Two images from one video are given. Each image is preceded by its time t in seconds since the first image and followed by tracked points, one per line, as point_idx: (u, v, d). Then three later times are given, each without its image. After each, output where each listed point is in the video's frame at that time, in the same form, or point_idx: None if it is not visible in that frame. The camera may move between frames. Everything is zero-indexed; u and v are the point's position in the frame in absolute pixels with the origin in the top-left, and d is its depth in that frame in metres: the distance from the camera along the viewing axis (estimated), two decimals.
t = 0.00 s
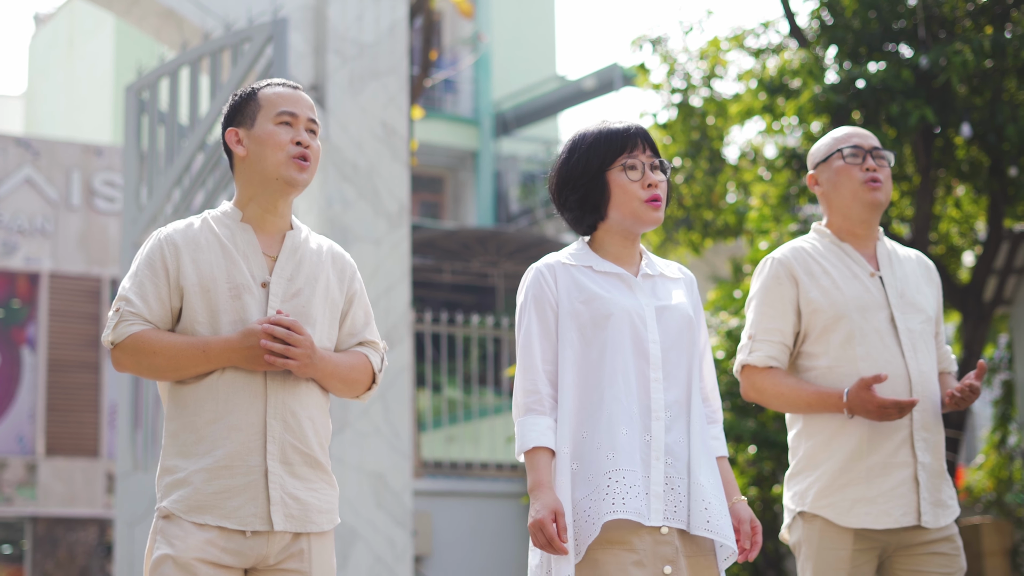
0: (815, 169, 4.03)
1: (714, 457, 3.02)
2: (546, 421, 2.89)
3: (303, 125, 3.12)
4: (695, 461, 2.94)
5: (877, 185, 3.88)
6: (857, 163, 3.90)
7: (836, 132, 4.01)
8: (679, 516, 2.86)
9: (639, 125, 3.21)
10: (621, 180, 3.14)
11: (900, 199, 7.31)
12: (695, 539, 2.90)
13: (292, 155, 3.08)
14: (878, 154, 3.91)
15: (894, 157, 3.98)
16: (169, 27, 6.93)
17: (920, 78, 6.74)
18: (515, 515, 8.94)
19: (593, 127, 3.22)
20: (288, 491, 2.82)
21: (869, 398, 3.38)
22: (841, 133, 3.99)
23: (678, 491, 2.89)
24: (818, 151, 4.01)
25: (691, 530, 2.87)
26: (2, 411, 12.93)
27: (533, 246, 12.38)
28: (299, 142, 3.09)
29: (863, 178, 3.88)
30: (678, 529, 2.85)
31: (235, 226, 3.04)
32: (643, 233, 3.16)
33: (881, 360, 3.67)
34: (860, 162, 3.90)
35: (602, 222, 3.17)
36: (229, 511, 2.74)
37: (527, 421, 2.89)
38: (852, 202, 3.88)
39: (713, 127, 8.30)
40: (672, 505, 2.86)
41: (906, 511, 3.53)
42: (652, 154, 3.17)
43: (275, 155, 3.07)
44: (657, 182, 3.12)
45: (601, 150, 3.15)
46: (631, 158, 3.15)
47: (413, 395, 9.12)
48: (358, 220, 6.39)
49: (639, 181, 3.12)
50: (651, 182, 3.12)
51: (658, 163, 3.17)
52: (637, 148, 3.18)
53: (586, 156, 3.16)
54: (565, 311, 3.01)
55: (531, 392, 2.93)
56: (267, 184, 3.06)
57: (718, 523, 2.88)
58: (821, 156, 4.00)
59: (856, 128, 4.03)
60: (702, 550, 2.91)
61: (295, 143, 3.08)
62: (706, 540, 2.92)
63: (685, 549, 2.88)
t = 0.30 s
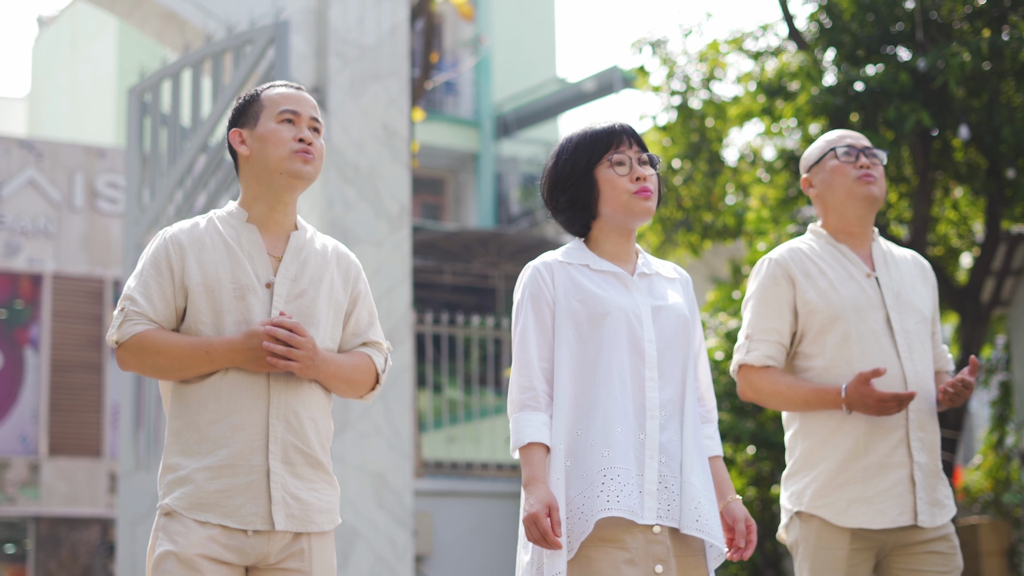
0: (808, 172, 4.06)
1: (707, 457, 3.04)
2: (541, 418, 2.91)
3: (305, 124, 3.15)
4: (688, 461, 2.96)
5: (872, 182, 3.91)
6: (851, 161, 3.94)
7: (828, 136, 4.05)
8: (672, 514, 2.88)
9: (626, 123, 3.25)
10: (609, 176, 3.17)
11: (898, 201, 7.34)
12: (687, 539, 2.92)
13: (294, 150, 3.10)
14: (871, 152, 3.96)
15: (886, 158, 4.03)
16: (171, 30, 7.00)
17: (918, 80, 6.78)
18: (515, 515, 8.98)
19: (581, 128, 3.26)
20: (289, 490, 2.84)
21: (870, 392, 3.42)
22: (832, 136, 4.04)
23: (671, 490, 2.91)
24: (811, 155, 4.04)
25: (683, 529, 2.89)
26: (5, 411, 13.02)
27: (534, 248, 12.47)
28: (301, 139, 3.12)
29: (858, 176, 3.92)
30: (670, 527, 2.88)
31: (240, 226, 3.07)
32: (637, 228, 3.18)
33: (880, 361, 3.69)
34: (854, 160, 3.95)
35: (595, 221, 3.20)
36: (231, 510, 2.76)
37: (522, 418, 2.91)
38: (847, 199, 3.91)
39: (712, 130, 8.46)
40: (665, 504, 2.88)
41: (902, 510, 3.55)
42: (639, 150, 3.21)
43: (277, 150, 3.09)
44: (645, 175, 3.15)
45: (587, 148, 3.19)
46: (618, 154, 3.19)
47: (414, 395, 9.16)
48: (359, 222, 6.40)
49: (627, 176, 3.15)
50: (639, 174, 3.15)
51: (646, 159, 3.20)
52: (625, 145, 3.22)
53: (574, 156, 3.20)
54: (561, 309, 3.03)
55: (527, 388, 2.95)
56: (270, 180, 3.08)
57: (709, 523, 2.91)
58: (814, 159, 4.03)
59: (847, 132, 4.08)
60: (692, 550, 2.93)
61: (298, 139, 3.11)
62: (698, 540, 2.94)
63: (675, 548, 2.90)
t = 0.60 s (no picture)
0: (804, 175, 4.08)
1: (706, 455, 3.06)
2: (541, 420, 2.93)
3: (310, 125, 3.17)
4: (688, 459, 2.98)
5: (869, 184, 3.94)
6: (848, 164, 3.97)
7: (822, 139, 4.08)
8: (674, 512, 2.90)
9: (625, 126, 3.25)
10: (601, 182, 3.20)
11: (896, 203, 7.36)
12: (689, 536, 2.95)
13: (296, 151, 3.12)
14: (867, 155, 3.99)
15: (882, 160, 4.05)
16: (173, 32, 7.02)
17: (916, 81, 6.81)
18: (515, 513, 9.01)
19: (581, 131, 3.28)
20: (292, 489, 2.86)
21: (869, 378, 3.52)
22: (827, 139, 4.06)
23: (673, 488, 2.93)
24: (807, 158, 4.07)
25: (685, 526, 2.92)
26: (9, 411, 13.02)
27: (534, 248, 12.49)
28: (305, 140, 3.14)
29: (855, 178, 3.94)
30: (672, 525, 2.90)
31: (243, 227, 3.09)
32: (631, 233, 3.19)
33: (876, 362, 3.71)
34: (851, 163, 3.97)
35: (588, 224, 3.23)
36: (235, 509, 2.79)
37: (522, 421, 2.93)
38: (845, 201, 3.93)
39: (711, 132, 8.46)
40: (667, 503, 2.90)
41: (898, 510, 3.58)
42: (635, 154, 3.21)
43: (280, 150, 3.11)
44: (636, 180, 3.16)
45: (581, 153, 3.22)
46: (613, 158, 3.20)
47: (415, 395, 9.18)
48: (360, 223, 6.42)
49: (617, 182, 3.17)
50: (629, 181, 3.16)
51: (643, 164, 3.21)
52: (623, 149, 3.22)
53: (569, 159, 3.24)
54: (559, 311, 3.05)
55: (526, 391, 2.98)
56: (272, 180, 3.10)
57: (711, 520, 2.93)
58: (810, 163, 4.05)
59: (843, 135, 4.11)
60: (695, 548, 2.95)
61: (301, 140, 3.13)
62: (699, 537, 2.96)
63: (677, 546, 2.92)
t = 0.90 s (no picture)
0: (801, 177, 4.10)
1: (705, 454, 3.08)
2: (539, 420, 2.96)
3: (309, 125, 3.20)
4: (686, 457, 3.00)
5: (866, 187, 3.96)
6: (846, 167, 3.99)
7: (820, 141, 4.10)
8: (672, 510, 2.92)
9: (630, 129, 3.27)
10: (606, 182, 3.22)
11: (893, 204, 7.42)
12: (687, 534, 2.97)
13: (293, 149, 3.15)
14: (864, 158, 4.01)
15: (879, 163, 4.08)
16: (175, 33, 7.04)
17: (912, 83, 6.84)
18: (515, 513, 9.03)
19: (585, 131, 3.30)
20: (295, 487, 2.89)
21: (869, 362, 3.59)
22: (824, 142, 4.09)
23: (671, 486, 2.95)
24: (803, 160, 4.09)
25: (683, 524, 2.94)
26: (12, 409, 13.02)
27: (533, 248, 12.52)
28: (302, 138, 3.16)
29: (852, 181, 3.97)
30: (671, 523, 2.92)
31: (243, 227, 3.11)
32: (630, 235, 3.22)
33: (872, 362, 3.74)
34: (848, 166, 3.99)
35: (588, 223, 3.25)
36: (237, 508, 2.81)
37: (521, 420, 2.96)
38: (842, 204, 3.96)
39: (709, 133, 8.48)
40: (665, 500, 2.92)
41: (893, 509, 3.60)
42: (640, 157, 3.23)
43: (275, 147, 3.14)
44: (641, 184, 3.18)
45: (586, 153, 3.23)
46: (617, 160, 3.22)
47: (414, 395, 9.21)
48: (361, 223, 6.44)
49: (622, 183, 3.19)
50: (633, 184, 3.18)
51: (646, 168, 3.24)
52: (628, 152, 3.24)
53: (573, 158, 3.25)
54: (557, 311, 3.08)
55: (525, 391, 3.00)
56: (270, 179, 3.13)
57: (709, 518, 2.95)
58: (808, 165, 4.07)
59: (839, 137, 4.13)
60: (694, 546, 2.98)
61: (297, 138, 3.15)
62: (698, 535, 2.99)
63: (677, 544, 2.95)
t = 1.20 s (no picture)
0: (796, 179, 4.12)
1: (705, 456, 3.11)
2: (541, 416, 2.98)
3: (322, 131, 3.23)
4: (686, 458, 3.03)
5: (862, 189, 3.99)
6: (842, 168, 4.02)
7: (815, 143, 4.12)
8: (672, 510, 2.94)
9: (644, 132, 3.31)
10: (624, 182, 3.24)
11: (891, 205, 7.46)
12: (686, 534, 3.00)
13: (309, 156, 3.18)
14: (859, 160, 4.05)
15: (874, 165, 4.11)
16: (177, 35, 7.07)
17: (910, 85, 6.91)
18: (515, 512, 9.06)
19: (598, 128, 3.30)
20: (293, 486, 2.91)
21: (870, 355, 3.63)
22: (819, 145, 4.11)
23: (671, 486, 2.98)
24: (800, 162, 4.11)
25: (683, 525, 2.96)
26: (15, 408, 13.00)
27: (534, 249, 12.55)
28: (317, 145, 3.20)
29: (849, 183, 3.99)
30: (670, 523, 2.94)
31: (246, 227, 3.14)
32: (638, 237, 3.25)
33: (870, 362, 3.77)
34: (845, 168, 4.02)
35: (600, 222, 3.26)
36: (235, 506, 2.83)
37: (522, 416, 2.98)
38: (840, 205, 3.98)
39: (708, 134, 8.50)
40: (666, 500, 2.94)
41: (891, 509, 3.62)
42: (655, 160, 3.27)
43: (293, 154, 3.17)
44: (660, 187, 3.22)
45: (605, 150, 3.23)
46: (635, 161, 3.25)
47: (416, 395, 9.25)
48: (362, 224, 6.46)
49: (642, 185, 3.22)
50: (653, 185, 3.22)
51: (659, 171, 3.28)
52: (641, 155, 3.28)
53: (592, 156, 3.25)
54: (561, 309, 3.10)
55: (527, 387, 3.03)
56: (283, 184, 3.16)
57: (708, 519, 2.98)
58: (803, 167, 4.09)
59: (832, 140, 4.16)
60: (693, 545, 3.01)
61: (315, 146, 3.19)
62: (697, 535, 3.01)
63: (675, 544, 2.97)
